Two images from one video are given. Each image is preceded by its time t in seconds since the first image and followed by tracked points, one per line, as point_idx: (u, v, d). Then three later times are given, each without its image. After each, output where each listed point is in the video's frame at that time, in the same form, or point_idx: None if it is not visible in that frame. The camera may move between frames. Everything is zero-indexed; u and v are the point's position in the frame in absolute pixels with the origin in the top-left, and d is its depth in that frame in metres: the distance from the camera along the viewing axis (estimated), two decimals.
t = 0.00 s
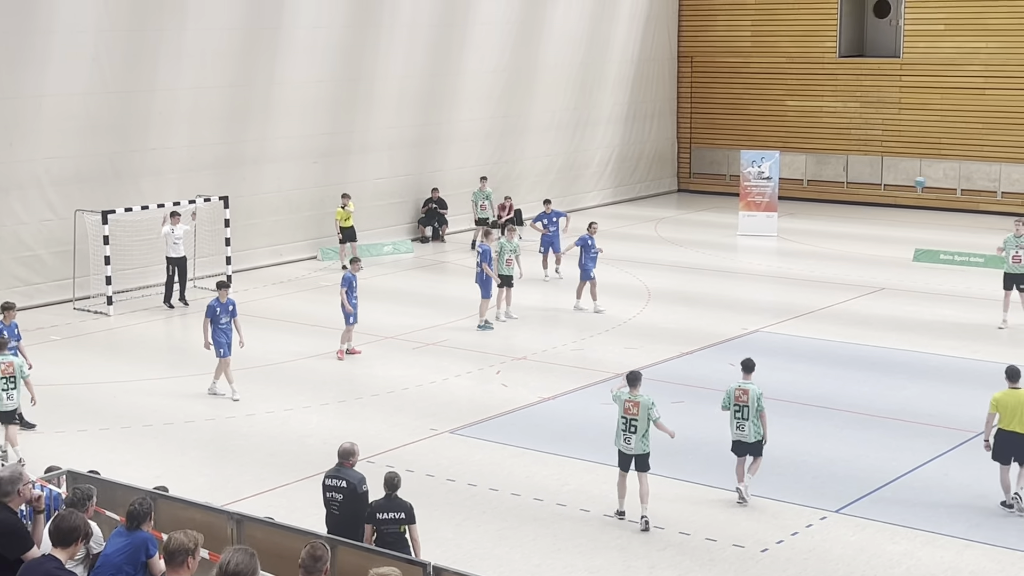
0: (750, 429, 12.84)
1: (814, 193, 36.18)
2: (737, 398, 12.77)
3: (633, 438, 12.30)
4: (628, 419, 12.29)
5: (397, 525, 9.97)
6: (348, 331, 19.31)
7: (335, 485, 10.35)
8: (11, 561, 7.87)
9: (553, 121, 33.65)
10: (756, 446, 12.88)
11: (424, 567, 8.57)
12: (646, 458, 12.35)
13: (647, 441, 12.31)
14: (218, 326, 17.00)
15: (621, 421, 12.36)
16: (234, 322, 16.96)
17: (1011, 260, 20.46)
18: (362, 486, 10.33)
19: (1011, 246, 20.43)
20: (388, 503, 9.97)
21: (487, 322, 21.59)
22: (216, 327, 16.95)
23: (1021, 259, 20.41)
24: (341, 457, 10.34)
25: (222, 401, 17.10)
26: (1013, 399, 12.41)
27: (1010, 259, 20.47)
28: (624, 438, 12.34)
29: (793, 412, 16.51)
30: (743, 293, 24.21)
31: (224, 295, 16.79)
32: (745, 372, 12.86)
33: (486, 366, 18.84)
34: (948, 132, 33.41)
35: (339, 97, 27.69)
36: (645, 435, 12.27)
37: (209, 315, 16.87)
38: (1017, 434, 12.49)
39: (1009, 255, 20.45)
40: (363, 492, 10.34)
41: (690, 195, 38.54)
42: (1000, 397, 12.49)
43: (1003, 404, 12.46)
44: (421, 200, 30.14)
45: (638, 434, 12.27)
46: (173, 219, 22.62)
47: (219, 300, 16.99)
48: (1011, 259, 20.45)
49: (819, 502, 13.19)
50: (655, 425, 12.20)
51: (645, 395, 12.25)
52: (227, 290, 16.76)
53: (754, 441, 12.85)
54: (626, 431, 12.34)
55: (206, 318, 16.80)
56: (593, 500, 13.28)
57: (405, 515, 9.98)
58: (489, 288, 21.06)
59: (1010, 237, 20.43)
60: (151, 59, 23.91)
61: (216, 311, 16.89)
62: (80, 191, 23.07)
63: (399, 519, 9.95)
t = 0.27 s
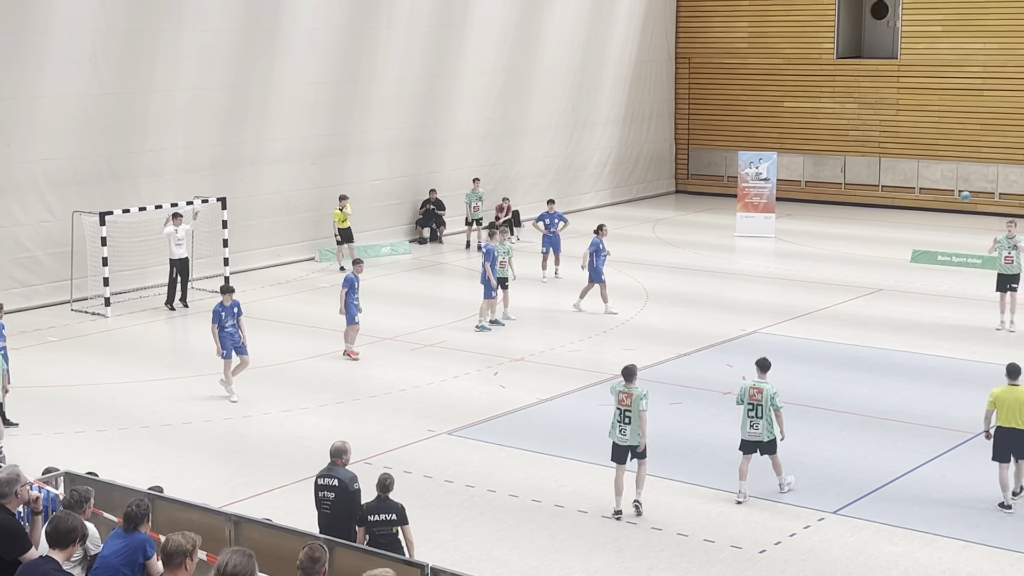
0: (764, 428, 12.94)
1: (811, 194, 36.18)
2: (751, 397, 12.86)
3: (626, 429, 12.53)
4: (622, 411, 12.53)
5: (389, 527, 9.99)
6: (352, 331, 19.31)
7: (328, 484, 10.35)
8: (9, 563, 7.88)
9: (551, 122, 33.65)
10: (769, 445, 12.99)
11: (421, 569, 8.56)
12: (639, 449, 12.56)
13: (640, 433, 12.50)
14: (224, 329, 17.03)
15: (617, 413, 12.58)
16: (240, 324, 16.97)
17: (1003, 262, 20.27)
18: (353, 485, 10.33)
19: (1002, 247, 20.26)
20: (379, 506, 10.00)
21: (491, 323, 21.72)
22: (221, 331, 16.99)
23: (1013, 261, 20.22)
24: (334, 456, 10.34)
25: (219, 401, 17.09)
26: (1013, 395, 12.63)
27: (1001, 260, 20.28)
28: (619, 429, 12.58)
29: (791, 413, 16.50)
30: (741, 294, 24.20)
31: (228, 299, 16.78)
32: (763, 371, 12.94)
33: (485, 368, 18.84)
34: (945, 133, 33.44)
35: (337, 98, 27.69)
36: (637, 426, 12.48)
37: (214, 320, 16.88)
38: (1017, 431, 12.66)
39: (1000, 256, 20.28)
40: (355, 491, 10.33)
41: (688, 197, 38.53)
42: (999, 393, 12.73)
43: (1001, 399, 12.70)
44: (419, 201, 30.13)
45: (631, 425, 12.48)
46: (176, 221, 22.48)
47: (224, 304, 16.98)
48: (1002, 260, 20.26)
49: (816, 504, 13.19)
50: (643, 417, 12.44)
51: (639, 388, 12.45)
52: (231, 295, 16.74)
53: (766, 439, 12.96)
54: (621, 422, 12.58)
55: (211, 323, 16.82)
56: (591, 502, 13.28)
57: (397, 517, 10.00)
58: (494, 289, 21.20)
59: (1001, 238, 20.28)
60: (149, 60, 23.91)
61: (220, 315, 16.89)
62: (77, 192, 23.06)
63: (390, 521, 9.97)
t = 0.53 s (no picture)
0: (779, 420, 13.27)
1: (809, 194, 36.19)
2: (770, 389, 13.22)
3: (631, 427, 12.61)
4: (627, 409, 12.61)
5: (381, 529, 9.97)
6: (355, 332, 19.29)
7: (321, 484, 10.35)
8: (7, 564, 7.95)
9: (548, 122, 33.64)
10: (785, 437, 13.28)
11: (419, 570, 8.55)
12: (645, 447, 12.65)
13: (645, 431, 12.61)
14: (227, 331, 16.93)
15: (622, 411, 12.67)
16: (244, 325, 16.89)
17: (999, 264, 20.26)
18: (347, 484, 10.32)
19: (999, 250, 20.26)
20: (372, 506, 10.00)
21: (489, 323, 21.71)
22: (225, 331, 16.90)
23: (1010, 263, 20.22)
24: (326, 455, 10.41)
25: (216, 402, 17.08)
26: (1014, 391, 12.82)
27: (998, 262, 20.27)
28: (624, 426, 12.66)
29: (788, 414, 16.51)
30: (739, 294, 24.21)
31: (233, 300, 16.70)
32: (779, 365, 13.26)
33: (482, 368, 18.84)
34: (943, 133, 33.46)
35: (335, 98, 27.67)
36: (643, 424, 12.58)
37: (218, 318, 16.81)
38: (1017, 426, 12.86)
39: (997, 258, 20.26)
40: (349, 489, 10.33)
41: (685, 197, 38.52)
42: (1000, 388, 12.92)
43: (1001, 394, 12.90)
44: (417, 202, 30.12)
45: (637, 423, 12.58)
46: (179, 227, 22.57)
47: (230, 305, 16.90)
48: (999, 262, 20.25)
49: (814, 504, 13.19)
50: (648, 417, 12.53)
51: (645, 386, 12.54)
52: (236, 295, 16.66)
53: (782, 432, 13.25)
54: (625, 420, 12.66)
55: (216, 324, 16.72)
56: (589, 502, 13.28)
57: (388, 519, 9.97)
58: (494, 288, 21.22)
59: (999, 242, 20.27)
60: (147, 60, 23.90)
61: (224, 315, 16.79)
62: (75, 192, 23.04)
63: (383, 522, 9.95)
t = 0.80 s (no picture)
0: (787, 417, 13.35)
1: (807, 196, 36.21)
2: (775, 388, 13.29)
3: (636, 420, 12.92)
4: (632, 403, 12.94)
5: (376, 534, 9.95)
6: (360, 335, 19.27)
7: (318, 485, 10.34)
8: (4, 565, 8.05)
9: (546, 124, 33.66)
10: (791, 434, 13.38)
11: (417, 570, 8.55)
12: (649, 440, 12.95)
13: (650, 424, 12.90)
14: (236, 332, 16.94)
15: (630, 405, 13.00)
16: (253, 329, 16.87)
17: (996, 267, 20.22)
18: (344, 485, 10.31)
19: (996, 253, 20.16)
20: (369, 510, 9.97)
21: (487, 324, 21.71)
22: (234, 332, 16.91)
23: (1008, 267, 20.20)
24: (322, 456, 10.43)
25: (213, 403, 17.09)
26: (1015, 387, 12.93)
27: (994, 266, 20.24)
28: (630, 420, 12.99)
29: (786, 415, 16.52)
30: (736, 295, 24.24)
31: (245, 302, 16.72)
32: (785, 363, 13.38)
33: (480, 369, 18.85)
34: (940, 134, 33.49)
35: (332, 99, 27.67)
36: (648, 417, 12.87)
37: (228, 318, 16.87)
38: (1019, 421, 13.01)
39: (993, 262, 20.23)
40: (345, 490, 10.31)
41: (683, 198, 38.53)
42: (1004, 385, 12.96)
43: (1005, 391, 12.96)
44: (414, 203, 30.11)
45: (642, 416, 12.88)
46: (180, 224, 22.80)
47: (242, 307, 16.94)
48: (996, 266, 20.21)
49: (811, 505, 13.20)
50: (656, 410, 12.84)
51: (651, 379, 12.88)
52: (249, 299, 16.66)
53: (789, 428, 13.37)
54: (630, 413, 13.00)
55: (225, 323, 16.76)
56: (587, 503, 13.28)
57: (384, 524, 9.93)
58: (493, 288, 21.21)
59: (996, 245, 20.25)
60: (144, 62, 23.89)
61: (234, 316, 16.83)
62: (73, 193, 23.03)
63: (378, 527, 9.92)
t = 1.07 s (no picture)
0: (789, 409, 13.68)
1: (805, 196, 36.21)
2: (772, 381, 13.63)
3: (640, 415, 13.07)
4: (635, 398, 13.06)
5: (373, 539, 9.90)
6: (365, 334, 19.34)
7: (312, 485, 10.38)
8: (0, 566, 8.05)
9: (544, 124, 33.66)
10: (796, 425, 13.73)
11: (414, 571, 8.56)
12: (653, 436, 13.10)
13: (653, 420, 13.05)
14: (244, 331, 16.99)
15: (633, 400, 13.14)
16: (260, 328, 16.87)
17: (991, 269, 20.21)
18: (336, 486, 10.33)
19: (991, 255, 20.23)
20: (371, 515, 9.94)
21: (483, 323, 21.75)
22: (242, 331, 16.95)
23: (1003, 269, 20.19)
24: (321, 457, 10.43)
25: (212, 402, 17.08)
26: (1012, 382, 13.08)
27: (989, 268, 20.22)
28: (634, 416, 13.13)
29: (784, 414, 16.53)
30: (735, 295, 24.26)
31: (254, 301, 16.77)
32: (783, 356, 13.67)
33: (479, 369, 18.86)
34: (938, 134, 33.51)
35: (330, 99, 27.67)
36: (651, 413, 13.04)
37: (236, 315, 16.91)
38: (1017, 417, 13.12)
39: (988, 264, 20.21)
40: (336, 494, 10.31)
41: (681, 198, 38.54)
42: (1000, 382, 13.13)
43: (1001, 387, 13.11)
44: (413, 203, 30.11)
45: (645, 413, 13.04)
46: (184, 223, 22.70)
47: (251, 306, 16.96)
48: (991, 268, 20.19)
49: (809, 505, 13.20)
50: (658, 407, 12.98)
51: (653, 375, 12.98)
52: (258, 297, 16.73)
53: (792, 420, 13.70)
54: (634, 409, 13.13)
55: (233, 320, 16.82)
56: (585, 503, 13.28)
57: (382, 531, 9.86)
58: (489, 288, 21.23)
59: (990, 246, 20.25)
60: (142, 62, 23.89)
61: (243, 314, 16.88)
62: (70, 194, 23.02)
63: (376, 533, 9.87)
